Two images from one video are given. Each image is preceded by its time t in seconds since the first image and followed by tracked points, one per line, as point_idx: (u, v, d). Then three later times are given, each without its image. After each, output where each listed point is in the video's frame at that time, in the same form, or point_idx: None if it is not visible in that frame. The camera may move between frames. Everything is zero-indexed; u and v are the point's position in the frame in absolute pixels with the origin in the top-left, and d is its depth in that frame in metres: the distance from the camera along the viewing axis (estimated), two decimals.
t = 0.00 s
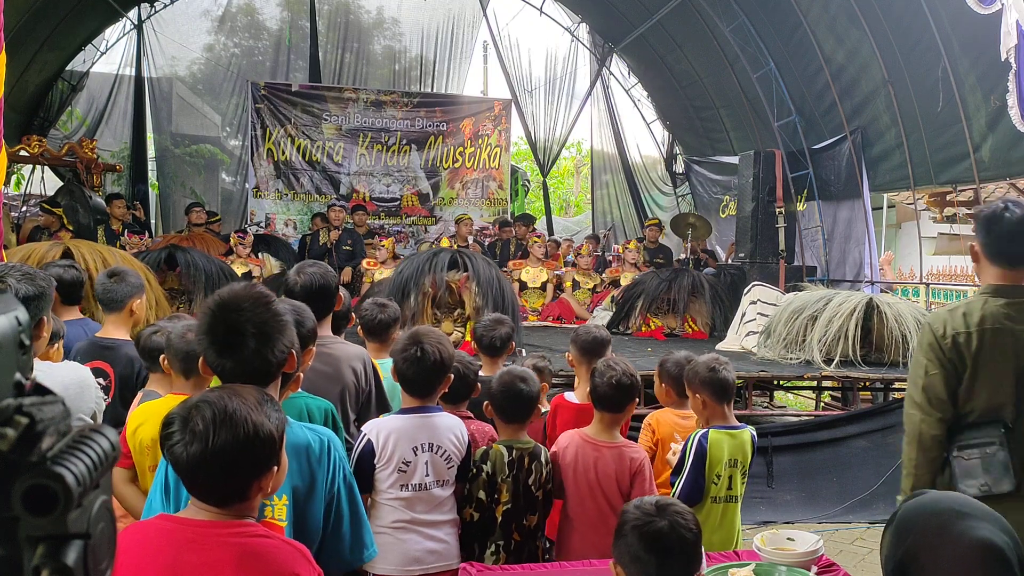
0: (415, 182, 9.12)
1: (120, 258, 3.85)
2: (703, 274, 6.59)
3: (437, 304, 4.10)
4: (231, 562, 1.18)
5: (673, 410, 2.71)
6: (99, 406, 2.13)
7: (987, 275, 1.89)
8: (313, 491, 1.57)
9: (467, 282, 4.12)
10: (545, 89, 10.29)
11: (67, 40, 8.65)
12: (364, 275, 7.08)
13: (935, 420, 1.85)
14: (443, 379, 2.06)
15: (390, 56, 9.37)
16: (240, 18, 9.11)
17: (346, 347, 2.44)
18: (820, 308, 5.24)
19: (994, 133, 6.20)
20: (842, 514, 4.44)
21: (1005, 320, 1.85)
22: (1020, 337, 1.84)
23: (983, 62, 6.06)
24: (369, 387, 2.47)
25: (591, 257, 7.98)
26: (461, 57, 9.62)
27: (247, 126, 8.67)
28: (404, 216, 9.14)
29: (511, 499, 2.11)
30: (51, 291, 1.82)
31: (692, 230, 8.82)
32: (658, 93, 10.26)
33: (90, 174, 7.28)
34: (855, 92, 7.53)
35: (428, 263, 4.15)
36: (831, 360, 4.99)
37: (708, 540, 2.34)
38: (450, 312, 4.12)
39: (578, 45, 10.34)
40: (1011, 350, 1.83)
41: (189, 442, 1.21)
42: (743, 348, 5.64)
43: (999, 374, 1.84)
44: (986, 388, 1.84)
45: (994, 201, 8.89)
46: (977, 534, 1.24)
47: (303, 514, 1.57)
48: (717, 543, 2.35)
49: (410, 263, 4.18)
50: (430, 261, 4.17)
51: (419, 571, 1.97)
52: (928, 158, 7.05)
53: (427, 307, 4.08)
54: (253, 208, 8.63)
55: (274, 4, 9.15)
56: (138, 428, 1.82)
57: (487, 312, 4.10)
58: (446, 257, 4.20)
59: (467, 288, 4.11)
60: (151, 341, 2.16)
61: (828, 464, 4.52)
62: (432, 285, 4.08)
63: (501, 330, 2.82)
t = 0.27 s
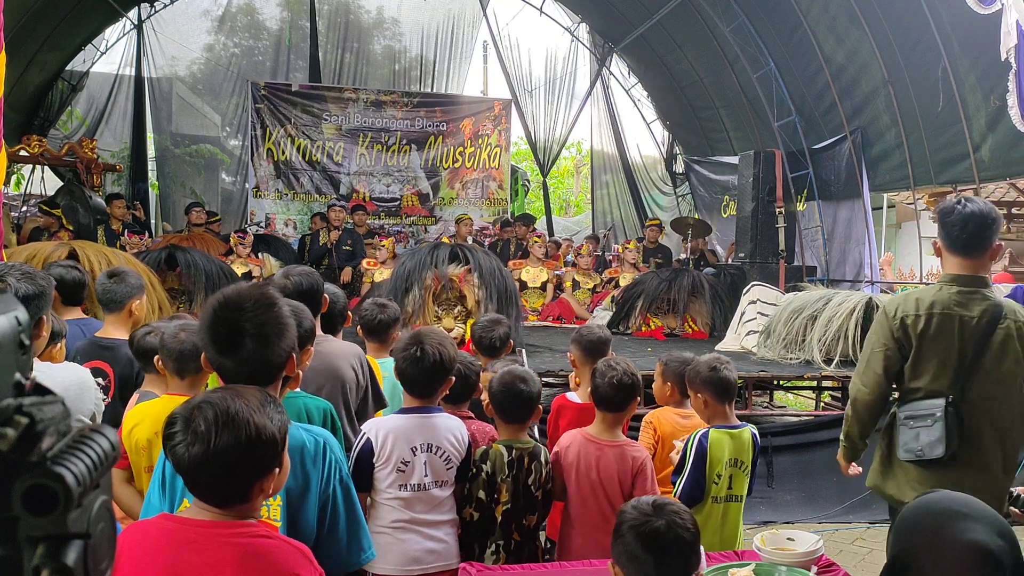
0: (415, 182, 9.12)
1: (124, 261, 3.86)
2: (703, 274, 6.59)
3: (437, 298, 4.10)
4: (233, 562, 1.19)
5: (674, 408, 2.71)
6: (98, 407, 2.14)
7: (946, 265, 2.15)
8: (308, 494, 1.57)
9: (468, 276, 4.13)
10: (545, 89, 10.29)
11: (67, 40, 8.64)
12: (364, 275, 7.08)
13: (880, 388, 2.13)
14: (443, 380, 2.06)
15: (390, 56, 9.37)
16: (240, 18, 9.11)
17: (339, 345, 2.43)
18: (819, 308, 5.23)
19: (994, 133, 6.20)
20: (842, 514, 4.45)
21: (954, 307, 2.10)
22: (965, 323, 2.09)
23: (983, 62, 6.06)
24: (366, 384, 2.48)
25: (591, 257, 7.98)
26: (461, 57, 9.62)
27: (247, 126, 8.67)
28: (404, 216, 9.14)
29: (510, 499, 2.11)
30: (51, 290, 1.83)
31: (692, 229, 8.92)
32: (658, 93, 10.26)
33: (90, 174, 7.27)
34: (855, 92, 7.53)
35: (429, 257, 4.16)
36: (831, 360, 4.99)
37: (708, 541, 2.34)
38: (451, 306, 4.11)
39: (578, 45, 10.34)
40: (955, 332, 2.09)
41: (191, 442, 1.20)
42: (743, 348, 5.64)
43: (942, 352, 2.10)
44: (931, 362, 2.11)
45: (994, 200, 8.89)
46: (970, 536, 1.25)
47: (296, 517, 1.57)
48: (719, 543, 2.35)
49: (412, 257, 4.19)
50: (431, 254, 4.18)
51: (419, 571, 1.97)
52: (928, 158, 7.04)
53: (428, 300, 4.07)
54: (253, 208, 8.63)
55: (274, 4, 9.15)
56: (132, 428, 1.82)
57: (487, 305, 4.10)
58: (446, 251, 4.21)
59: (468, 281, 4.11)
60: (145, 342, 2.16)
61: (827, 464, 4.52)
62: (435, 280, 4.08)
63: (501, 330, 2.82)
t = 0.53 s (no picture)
0: (415, 182, 9.12)
1: (130, 260, 3.86)
2: (703, 274, 6.59)
3: (439, 302, 4.12)
4: (234, 562, 1.19)
5: (676, 408, 2.70)
6: (95, 408, 2.14)
7: (908, 268, 2.34)
8: (307, 496, 1.57)
9: (469, 281, 4.12)
10: (545, 89, 10.29)
11: (67, 40, 8.64)
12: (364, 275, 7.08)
13: (857, 384, 2.31)
14: (444, 380, 2.06)
15: (390, 56, 9.37)
16: (240, 18, 9.11)
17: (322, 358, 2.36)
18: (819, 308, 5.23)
19: (994, 133, 6.20)
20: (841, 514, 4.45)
21: (916, 307, 2.29)
22: (927, 320, 2.28)
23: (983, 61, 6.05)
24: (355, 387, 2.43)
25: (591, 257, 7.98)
26: (460, 57, 9.62)
27: (247, 126, 8.67)
28: (404, 216, 9.14)
29: (509, 499, 2.11)
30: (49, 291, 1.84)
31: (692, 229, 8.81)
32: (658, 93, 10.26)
33: (90, 174, 7.27)
34: (855, 92, 7.53)
35: (432, 261, 4.14)
36: (831, 360, 4.98)
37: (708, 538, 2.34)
38: (451, 311, 4.12)
39: (578, 45, 10.34)
40: (919, 329, 2.28)
41: (194, 442, 1.21)
42: (744, 349, 5.64)
43: (907, 348, 2.29)
44: (900, 356, 2.29)
45: (994, 201, 8.89)
46: (958, 537, 1.35)
47: (295, 519, 1.57)
48: (720, 542, 2.35)
49: (413, 261, 4.18)
50: (434, 258, 4.16)
51: (418, 571, 1.97)
52: (928, 158, 7.04)
53: (429, 305, 4.09)
54: (253, 208, 8.63)
55: (274, 4, 9.15)
56: (131, 428, 1.82)
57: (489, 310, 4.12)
58: (449, 255, 4.18)
59: (470, 286, 4.11)
60: (138, 343, 2.16)
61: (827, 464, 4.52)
62: (435, 285, 4.09)
63: (500, 331, 2.83)
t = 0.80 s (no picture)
0: (415, 182, 9.13)
1: (136, 262, 3.86)
2: (703, 274, 6.59)
3: (442, 308, 4.11)
4: (235, 562, 1.19)
5: (678, 412, 2.69)
6: (94, 408, 2.14)
7: (856, 262, 2.51)
8: (309, 496, 1.57)
9: (472, 287, 4.12)
10: (545, 89, 10.29)
11: (67, 40, 8.64)
12: (364, 275, 7.08)
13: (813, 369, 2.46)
14: (444, 380, 2.06)
15: (390, 56, 9.37)
16: (240, 18, 9.11)
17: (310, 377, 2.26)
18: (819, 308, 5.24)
19: (994, 133, 6.19)
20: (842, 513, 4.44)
21: (865, 297, 2.45)
22: (874, 310, 2.43)
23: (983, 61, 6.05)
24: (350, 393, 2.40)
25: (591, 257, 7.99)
26: (460, 57, 9.62)
27: (247, 126, 8.67)
28: (404, 216, 9.14)
29: (509, 499, 2.11)
30: (47, 291, 1.84)
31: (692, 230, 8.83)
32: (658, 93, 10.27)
33: (90, 174, 7.27)
34: (855, 92, 7.53)
35: (434, 270, 4.12)
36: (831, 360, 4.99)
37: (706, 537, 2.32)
38: (453, 316, 4.12)
39: (578, 45, 10.34)
40: (867, 319, 2.44)
41: (196, 441, 1.21)
42: (744, 350, 5.64)
43: (857, 336, 2.45)
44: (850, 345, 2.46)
45: (993, 201, 8.90)
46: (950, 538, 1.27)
47: (297, 518, 1.57)
48: (724, 543, 2.34)
49: (416, 270, 4.17)
50: (436, 267, 4.13)
51: (418, 571, 1.97)
52: (928, 158, 7.04)
53: (432, 311, 4.09)
54: (253, 208, 8.63)
55: (274, 4, 9.14)
56: (130, 429, 1.82)
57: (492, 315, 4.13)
58: (452, 263, 4.16)
59: (472, 292, 4.12)
60: (133, 343, 2.15)
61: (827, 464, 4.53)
62: (438, 291, 4.08)
63: (500, 331, 2.82)
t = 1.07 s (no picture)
0: (415, 182, 9.13)
1: (142, 266, 3.88)
2: (703, 274, 6.59)
3: (441, 307, 4.13)
4: (236, 563, 1.19)
5: (678, 414, 2.69)
6: (93, 407, 2.15)
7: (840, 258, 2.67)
8: (310, 496, 1.57)
9: (471, 286, 4.13)
10: (545, 89, 10.29)
11: (67, 40, 8.64)
12: (364, 275, 7.09)
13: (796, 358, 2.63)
14: (443, 380, 2.06)
15: (390, 56, 9.37)
16: (240, 18, 9.11)
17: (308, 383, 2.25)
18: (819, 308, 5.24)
19: (994, 133, 6.19)
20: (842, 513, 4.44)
21: (846, 291, 2.62)
22: (854, 303, 2.60)
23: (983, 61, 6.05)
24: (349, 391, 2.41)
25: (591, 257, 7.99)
26: (460, 57, 9.62)
27: (247, 126, 8.67)
28: (404, 216, 9.14)
29: (509, 498, 2.11)
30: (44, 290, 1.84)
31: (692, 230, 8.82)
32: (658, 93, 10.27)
33: (90, 174, 7.27)
34: (855, 92, 7.53)
35: (433, 269, 4.11)
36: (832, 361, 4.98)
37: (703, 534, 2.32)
38: (453, 316, 4.14)
39: (578, 45, 10.34)
40: (847, 311, 2.60)
41: (200, 441, 1.21)
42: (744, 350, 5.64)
43: (838, 327, 2.62)
44: (830, 335, 2.63)
45: (993, 201, 8.90)
46: (931, 534, 1.44)
47: (298, 519, 1.57)
48: (724, 542, 2.34)
49: (414, 268, 4.17)
50: (436, 266, 4.13)
51: (418, 571, 1.97)
52: (928, 158, 7.04)
53: (431, 310, 4.11)
54: (253, 208, 8.63)
55: (274, 4, 9.14)
56: (131, 429, 1.82)
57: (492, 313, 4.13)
58: (451, 262, 4.15)
59: (472, 291, 4.13)
60: (132, 343, 2.16)
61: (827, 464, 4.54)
62: (437, 290, 4.09)
63: (501, 331, 2.82)
